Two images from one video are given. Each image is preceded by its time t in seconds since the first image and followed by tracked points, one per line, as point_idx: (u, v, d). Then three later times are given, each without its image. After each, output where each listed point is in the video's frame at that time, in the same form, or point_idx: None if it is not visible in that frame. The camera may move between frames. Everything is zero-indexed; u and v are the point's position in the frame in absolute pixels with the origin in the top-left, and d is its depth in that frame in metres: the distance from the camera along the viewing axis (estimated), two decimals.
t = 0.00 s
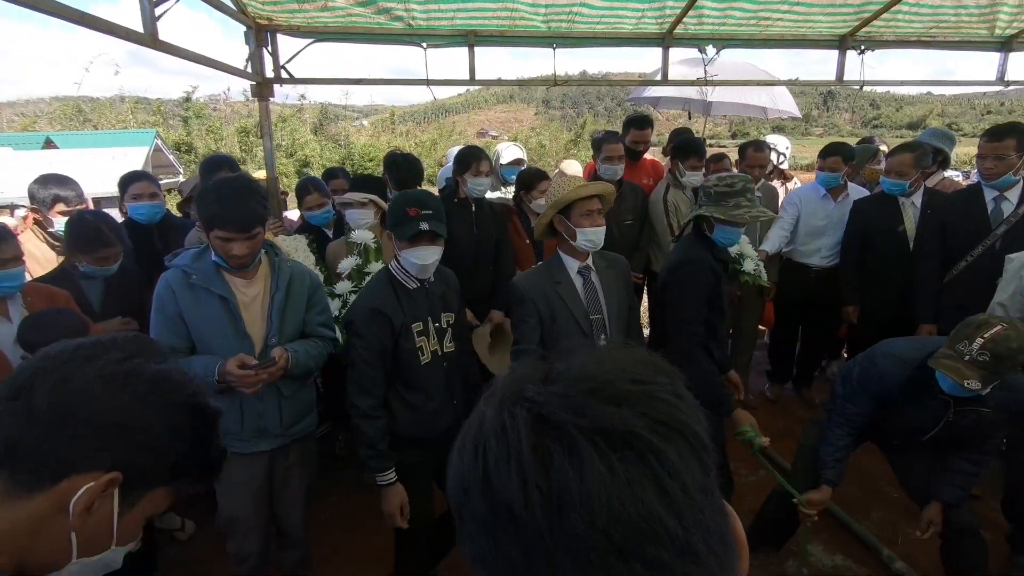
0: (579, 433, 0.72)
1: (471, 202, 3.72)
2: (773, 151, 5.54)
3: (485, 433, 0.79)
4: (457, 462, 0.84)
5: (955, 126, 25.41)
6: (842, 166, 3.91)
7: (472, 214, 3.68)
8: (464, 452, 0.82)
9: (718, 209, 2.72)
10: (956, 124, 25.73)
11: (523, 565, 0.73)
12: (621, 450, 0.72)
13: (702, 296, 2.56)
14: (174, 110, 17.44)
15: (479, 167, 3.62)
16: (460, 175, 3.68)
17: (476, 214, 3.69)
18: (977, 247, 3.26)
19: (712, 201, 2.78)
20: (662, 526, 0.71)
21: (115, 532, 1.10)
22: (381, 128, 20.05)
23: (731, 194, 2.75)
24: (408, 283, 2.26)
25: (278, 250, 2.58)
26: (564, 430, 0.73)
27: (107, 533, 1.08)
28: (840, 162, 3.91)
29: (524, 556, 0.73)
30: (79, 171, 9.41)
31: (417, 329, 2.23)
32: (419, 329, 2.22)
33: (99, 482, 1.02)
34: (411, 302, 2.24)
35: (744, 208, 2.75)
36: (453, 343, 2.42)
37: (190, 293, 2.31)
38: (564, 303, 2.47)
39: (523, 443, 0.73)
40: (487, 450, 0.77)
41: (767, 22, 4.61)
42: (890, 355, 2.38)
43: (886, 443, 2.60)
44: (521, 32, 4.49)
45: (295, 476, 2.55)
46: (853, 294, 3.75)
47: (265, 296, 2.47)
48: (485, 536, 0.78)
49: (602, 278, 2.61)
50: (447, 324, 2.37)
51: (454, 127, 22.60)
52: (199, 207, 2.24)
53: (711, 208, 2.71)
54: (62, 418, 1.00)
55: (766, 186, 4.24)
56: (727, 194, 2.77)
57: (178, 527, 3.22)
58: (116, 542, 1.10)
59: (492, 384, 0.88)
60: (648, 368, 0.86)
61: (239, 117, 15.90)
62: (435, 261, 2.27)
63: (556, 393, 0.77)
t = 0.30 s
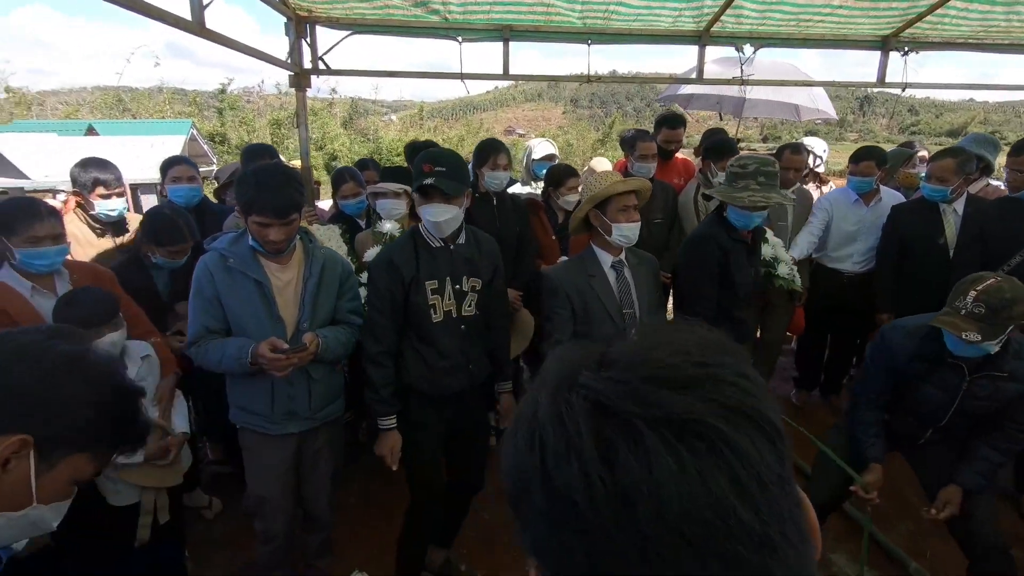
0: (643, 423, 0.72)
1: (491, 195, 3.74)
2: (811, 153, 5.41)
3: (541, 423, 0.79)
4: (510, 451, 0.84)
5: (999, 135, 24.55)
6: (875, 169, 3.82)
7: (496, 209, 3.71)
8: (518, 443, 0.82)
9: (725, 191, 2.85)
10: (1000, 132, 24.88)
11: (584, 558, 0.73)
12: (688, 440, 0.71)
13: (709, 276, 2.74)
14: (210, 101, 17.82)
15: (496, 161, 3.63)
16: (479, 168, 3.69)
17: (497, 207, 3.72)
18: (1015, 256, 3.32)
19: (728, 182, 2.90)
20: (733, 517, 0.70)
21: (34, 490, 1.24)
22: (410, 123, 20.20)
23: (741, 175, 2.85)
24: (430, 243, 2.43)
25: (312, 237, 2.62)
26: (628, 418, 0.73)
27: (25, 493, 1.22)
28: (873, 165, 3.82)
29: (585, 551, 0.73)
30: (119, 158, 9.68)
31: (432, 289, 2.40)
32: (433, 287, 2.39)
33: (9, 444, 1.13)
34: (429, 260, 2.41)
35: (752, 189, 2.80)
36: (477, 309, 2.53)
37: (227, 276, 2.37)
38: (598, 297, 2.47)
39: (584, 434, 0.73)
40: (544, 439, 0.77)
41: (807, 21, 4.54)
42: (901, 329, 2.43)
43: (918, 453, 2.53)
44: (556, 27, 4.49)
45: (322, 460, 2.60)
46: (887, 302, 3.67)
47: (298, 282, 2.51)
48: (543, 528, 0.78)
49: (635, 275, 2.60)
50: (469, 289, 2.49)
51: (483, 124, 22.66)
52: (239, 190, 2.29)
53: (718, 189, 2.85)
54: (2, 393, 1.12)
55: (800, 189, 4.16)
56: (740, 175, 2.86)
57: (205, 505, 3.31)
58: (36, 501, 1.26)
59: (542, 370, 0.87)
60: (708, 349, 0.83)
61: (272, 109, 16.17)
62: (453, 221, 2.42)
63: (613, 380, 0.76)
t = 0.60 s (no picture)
0: (826, 373, 0.61)
1: (524, 187, 3.74)
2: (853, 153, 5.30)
3: (689, 369, 0.66)
4: (641, 402, 0.71)
5: None
6: (916, 169, 3.72)
7: (527, 200, 3.71)
8: (655, 393, 0.68)
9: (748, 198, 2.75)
10: None
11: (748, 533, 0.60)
12: (880, 400, 0.60)
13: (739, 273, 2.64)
14: (248, 91, 18.25)
15: (528, 153, 3.61)
16: (511, 159, 3.69)
17: (529, 198, 3.73)
18: None
19: (754, 187, 2.79)
20: (935, 495, 0.58)
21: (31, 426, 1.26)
22: (441, 117, 20.33)
23: (768, 181, 2.74)
24: (447, 228, 2.49)
25: (347, 221, 2.67)
26: (804, 372, 0.61)
27: (25, 424, 1.23)
28: (914, 165, 3.72)
29: (749, 525, 0.60)
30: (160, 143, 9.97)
31: (442, 271, 2.46)
32: (444, 269, 2.46)
33: (9, 379, 1.14)
34: (442, 243, 2.48)
35: (777, 198, 2.68)
36: (489, 298, 2.51)
37: (265, 256, 2.42)
38: (633, 290, 2.46)
39: (748, 388, 0.61)
40: (692, 393, 0.64)
41: (853, 15, 4.41)
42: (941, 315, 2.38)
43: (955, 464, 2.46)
44: (594, 18, 4.47)
45: (350, 442, 2.64)
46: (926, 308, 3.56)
47: (333, 264, 2.55)
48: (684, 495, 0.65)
49: (670, 268, 2.57)
50: (481, 277, 2.48)
51: (513, 118, 22.69)
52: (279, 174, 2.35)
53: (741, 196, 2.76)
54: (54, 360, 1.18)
55: (839, 189, 4.04)
56: (767, 180, 2.75)
57: (235, 480, 3.40)
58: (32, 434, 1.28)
59: (678, 316, 0.76)
60: (886, 313, 0.73)
61: (307, 100, 16.48)
62: (456, 209, 2.42)
63: (781, 325, 0.65)
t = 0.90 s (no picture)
0: (925, 315, 0.61)
1: (557, 177, 3.74)
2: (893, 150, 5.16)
3: (768, 313, 0.64)
4: (710, 350, 0.69)
5: None
6: (962, 167, 3.60)
7: (559, 191, 3.71)
8: (729, 336, 0.67)
9: (789, 188, 2.70)
10: None
11: (835, 475, 0.59)
12: (978, 343, 0.60)
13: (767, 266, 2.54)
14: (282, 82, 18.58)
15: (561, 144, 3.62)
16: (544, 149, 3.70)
17: (562, 189, 3.73)
18: None
19: (794, 176, 2.74)
20: None
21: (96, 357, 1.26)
22: (470, 110, 20.35)
23: (808, 171, 2.67)
24: (471, 214, 2.54)
25: (382, 206, 2.71)
26: (904, 314, 0.61)
27: (88, 360, 1.26)
28: (959, 162, 3.61)
29: (837, 467, 0.59)
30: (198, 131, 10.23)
31: (462, 254, 2.50)
32: (465, 253, 2.50)
33: (76, 308, 1.17)
34: (466, 230, 2.53)
35: (821, 187, 2.63)
36: (501, 289, 2.50)
37: (301, 237, 2.48)
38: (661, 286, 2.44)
39: (843, 326, 0.60)
40: (776, 337, 0.62)
41: (900, 7, 4.28)
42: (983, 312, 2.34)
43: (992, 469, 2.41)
44: (630, 8, 4.42)
45: (380, 423, 2.70)
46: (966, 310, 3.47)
47: (366, 249, 2.59)
48: (762, 443, 0.63)
49: (701, 262, 2.54)
50: (495, 266, 2.48)
51: (541, 112, 22.66)
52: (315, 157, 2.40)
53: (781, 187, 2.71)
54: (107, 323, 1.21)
55: (877, 185, 3.94)
56: (807, 169, 2.68)
57: (265, 458, 3.49)
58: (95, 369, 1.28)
59: (749, 267, 0.74)
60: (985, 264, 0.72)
61: (339, 92, 16.69)
62: (473, 197, 2.45)
63: (877, 271, 0.65)
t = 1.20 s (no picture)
0: (858, 246, 0.60)
1: (579, 175, 3.73)
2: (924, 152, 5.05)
3: (721, 260, 0.67)
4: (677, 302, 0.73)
5: None
6: (997, 168, 3.51)
7: (581, 188, 3.70)
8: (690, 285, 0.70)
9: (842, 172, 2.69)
10: None
11: (779, 410, 0.60)
12: (916, 274, 0.58)
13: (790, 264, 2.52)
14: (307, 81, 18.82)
15: (584, 141, 3.62)
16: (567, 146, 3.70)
17: (583, 187, 3.72)
18: None
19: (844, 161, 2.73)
20: (974, 360, 0.55)
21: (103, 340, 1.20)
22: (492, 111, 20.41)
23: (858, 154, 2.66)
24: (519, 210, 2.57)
25: (406, 199, 2.73)
26: (839, 247, 0.61)
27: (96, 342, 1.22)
28: (995, 163, 3.52)
29: (777, 396, 0.60)
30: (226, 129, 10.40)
31: (504, 246, 2.55)
32: (507, 244, 2.54)
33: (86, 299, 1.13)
34: (512, 225, 2.58)
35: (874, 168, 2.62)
36: (539, 283, 2.48)
37: (325, 229, 2.51)
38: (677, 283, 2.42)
39: (779, 261, 0.61)
40: (724, 278, 0.65)
41: (933, 4, 4.20)
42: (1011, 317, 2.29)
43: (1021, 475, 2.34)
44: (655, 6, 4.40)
45: (395, 414, 2.71)
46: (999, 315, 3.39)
47: (387, 241, 2.62)
48: (713, 379, 0.66)
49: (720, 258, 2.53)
50: (535, 259, 2.49)
51: (563, 114, 22.63)
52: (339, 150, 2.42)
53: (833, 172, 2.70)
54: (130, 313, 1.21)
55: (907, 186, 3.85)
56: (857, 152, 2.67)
57: (284, 449, 3.54)
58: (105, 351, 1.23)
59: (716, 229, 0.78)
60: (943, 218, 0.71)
61: (363, 92, 16.86)
62: (519, 195, 2.49)
63: (823, 215, 0.66)
